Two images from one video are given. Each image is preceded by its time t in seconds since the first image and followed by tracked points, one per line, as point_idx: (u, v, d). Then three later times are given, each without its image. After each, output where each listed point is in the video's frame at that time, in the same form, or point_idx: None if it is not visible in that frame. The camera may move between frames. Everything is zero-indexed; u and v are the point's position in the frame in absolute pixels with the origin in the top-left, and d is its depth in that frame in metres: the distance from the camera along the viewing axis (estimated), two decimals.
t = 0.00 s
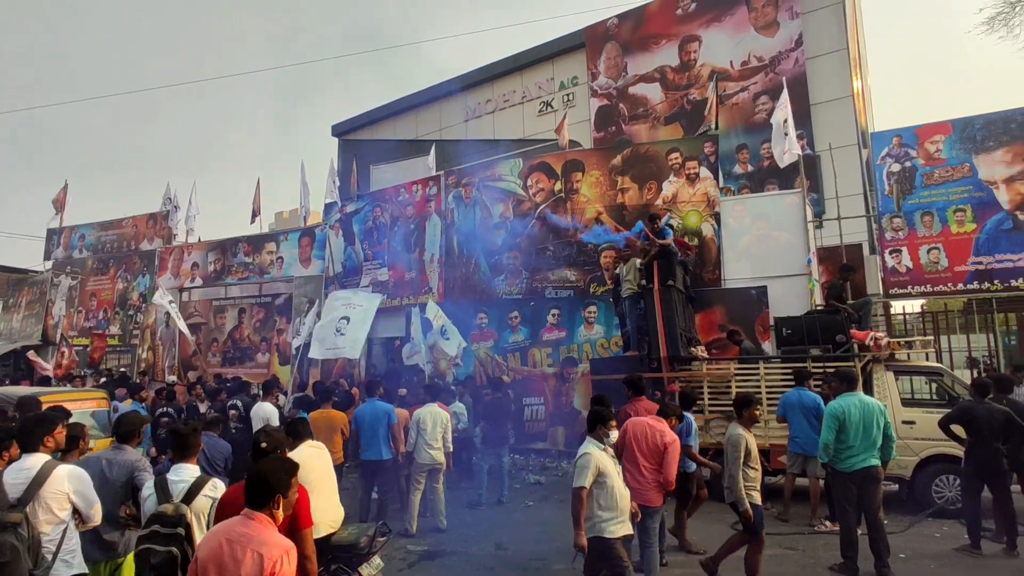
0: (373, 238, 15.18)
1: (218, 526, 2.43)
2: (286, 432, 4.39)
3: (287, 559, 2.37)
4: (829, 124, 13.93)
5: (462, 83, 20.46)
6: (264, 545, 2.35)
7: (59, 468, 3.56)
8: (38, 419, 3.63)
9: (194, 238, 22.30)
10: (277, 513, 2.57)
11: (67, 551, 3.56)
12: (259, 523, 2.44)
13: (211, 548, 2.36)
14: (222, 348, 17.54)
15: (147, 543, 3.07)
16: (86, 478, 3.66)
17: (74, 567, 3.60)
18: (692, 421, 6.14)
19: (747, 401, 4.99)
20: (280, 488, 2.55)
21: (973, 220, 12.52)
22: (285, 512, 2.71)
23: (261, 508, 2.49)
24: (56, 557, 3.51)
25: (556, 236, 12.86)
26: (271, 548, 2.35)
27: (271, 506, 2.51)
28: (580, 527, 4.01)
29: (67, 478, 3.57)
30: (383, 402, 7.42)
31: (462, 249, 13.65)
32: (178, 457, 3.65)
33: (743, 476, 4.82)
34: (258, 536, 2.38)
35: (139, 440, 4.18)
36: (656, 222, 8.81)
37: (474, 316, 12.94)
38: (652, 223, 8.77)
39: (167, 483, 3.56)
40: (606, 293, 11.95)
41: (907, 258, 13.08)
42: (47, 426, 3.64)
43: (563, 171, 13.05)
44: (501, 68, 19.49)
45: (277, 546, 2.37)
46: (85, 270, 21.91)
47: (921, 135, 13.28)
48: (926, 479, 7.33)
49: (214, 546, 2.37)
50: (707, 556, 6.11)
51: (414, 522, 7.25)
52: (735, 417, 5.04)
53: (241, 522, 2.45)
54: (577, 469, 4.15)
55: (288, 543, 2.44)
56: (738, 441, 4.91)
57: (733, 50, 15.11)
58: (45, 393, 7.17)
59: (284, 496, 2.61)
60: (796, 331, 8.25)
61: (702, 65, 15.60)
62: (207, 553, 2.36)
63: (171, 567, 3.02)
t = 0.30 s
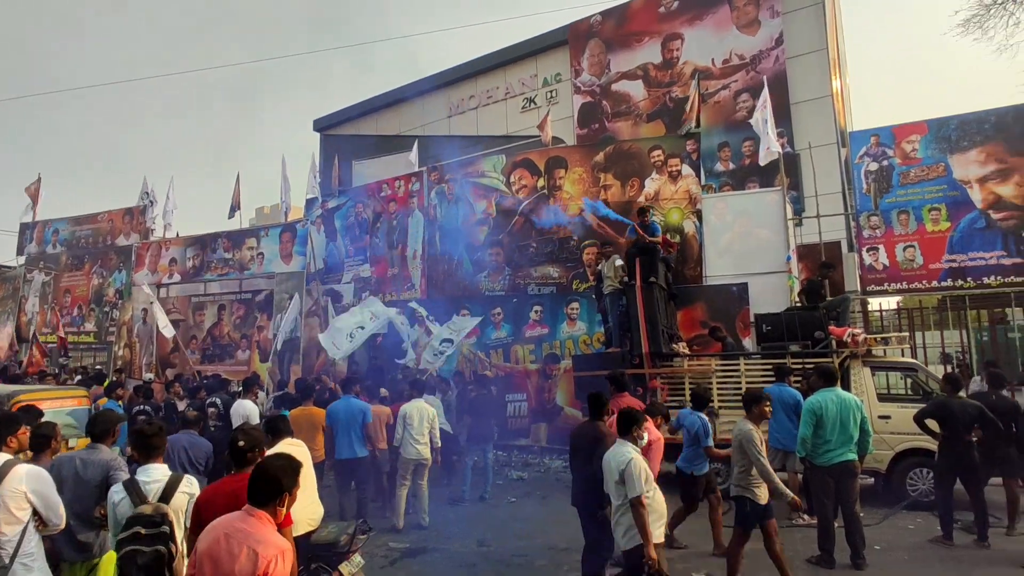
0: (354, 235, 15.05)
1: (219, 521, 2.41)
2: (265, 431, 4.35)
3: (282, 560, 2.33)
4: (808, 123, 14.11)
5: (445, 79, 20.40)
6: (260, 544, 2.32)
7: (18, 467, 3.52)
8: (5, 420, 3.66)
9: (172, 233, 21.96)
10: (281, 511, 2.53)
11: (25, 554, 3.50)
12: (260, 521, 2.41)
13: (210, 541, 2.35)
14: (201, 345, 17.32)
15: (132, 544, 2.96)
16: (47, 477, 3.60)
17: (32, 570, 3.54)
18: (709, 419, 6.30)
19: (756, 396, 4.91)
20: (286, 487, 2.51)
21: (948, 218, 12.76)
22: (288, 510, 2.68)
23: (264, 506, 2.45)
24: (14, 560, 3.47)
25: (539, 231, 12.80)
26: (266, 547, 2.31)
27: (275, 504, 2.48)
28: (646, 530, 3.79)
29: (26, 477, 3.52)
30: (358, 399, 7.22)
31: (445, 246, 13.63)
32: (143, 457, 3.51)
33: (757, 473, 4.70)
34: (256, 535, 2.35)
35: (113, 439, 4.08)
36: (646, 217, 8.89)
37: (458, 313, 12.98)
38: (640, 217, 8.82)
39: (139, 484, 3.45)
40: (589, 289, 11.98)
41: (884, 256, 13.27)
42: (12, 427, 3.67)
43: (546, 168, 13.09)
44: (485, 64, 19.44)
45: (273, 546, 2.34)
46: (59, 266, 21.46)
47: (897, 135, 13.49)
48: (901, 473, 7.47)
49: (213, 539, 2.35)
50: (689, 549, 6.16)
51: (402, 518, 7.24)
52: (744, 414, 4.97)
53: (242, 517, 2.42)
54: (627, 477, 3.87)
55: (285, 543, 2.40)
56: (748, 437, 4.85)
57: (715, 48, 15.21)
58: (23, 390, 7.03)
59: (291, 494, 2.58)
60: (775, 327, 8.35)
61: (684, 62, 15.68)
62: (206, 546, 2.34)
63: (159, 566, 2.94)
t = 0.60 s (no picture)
0: (345, 231, 15.00)
1: (216, 515, 2.41)
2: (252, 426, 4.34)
3: (275, 556, 2.32)
4: (798, 121, 14.19)
5: (436, 74, 20.32)
6: (253, 540, 2.30)
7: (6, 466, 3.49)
8: None
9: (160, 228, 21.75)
10: (277, 506, 2.52)
11: (14, 553, 3.45)
12: (254, 516, 2.39)
13: (205, 534, 2.34)
14: (190, 341, 17.19)
15: (118, 541, 2.92)
16: (36, 476, 3.57)
17: (20, 570, 3.49)
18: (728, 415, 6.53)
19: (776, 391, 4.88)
20: (283, 485, 2.51)
21: (935, 216, 12.87)
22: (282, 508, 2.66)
23: (259, 502, 2.44)
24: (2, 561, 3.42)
25: (531, 228, 12.81)
26: (258, 543, 2.30)
27: (270, 499, 2.46)
28: (737, 490, 3.72)
29: (15, 477, 3.49)
30: (343, 396, 7.16)
31: (435, 242, 13.59)
32: (124, 455, 3.47)
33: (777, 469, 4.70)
34: (251, 529, 2.34)
35: (101, 435, 4.05)
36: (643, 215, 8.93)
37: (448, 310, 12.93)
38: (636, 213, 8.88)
39: (122, 482, 3.40)
40: (580, 286, 11.98)
41: (872, 253, 13.33)
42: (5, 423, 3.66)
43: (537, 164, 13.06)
44: (476, 60, 19.38)
45: (265, 542, 2.32)
46: (44, 261, 21.20)
47: (886, 133, 13.59)
48: (888, 468, 7.55)
49: (208, 533, 2.35)
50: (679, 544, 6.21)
51: (393, 514, 7.24)
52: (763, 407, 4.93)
53: (237, 512, 2.41)
54: (685, 467, 3.80)
55: (279, 540, 2.39)
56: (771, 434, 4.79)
57: (707, 45, 15.25)
58: (18, 387, 6.95)
59: (288, 489, 2.57)
60: (765, 323, 8.44)
61: (676, 59, 15.71)
62: (201, 540, 2.34)
63: (149, 562, 2.91)
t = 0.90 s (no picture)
0: (341, 228, 14.98)
1: (204, 512, 2.41)
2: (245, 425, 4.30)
3: (263, 549, 2.32)
4: (794, 119, 14.22)
5: (432, 71, 20.27)
6: (239, 535, 2.30)
7: (12, 466, 3.47)
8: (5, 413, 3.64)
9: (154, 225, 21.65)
10: (262, 501, 2.52)
11: (15, 554, 3.43)
12: (241, 513, 2.39)
13: (193, 533, 2.34)
14: (185, 338, 17.13)
15: (118, 536, 2.92)
16: (41, 477, 3.56)
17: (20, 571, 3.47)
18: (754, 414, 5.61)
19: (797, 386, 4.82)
20: (267, 479, 2.50)
21: (930, 215, 12.90)
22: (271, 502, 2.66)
23: (244, 498, 2.43)
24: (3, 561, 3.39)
25: (527, 225, 12.82)
26: (245, 538, 2.30)
27: (256, 495, 2.46)
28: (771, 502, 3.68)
29: (21, 478, 3.46)
30: (335, 393, 7.13)
31: (432, 240, 13.58)
32: (111, 454, 3.43)
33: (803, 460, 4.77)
34: (237, 526, 2.34)
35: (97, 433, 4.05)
36: (643, 212, 8.88)
37: (444, 308, 12.95)
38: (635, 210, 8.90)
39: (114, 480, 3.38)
40: (576, 284, 12.00)
41: (867, 252, 13.32)
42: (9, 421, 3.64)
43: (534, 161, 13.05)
44: (473, 57, 19.35)
45: (253, 536, 2.32)
46: (38, 258, 21.07)
47: (881, 132, 13.61)
48: (882, 465, 7.58)
49: (196, 531, 2.35)
50: (675, 540, 6.24)
51: (389, 511, 7.25)
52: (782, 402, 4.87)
53: (223, 509, 2.41)
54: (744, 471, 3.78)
55: (266, 533, 2.39)
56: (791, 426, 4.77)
57: (703, 42, 15.25)
58: (21, 385, 6.94)
59: (271, 484, 2.56)
60: (760, 321, 8.48)
61: (672, 57, 15.72)
62: (189, 538, 2.34)
63: (152, 553, 2.94)
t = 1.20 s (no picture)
0: (339, 226, 14.95)
1: (189, 513, 2.40)
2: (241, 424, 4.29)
3: (250, 545, 2.32)
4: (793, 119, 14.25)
5: (430, 70, 20.26)
6: (225, 533, 2.30)
7: (10, 467, 3.46)
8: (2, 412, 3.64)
9: (151, 223, 21.60)
10: (248, 497, 2.52)
11: (12, 554, 3.43)
12: (227, 510, 2.39)
13: (180, 533, 2.34)
14: (182, 336, 17.11)
15: (121, 535, 2.93)
16: (40, 478, 3.55)
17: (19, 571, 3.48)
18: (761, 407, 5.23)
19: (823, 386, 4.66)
20: (251, 476, 2.50)
21: (927, 214, 12.91)
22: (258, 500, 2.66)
23: (229, 496, 2.43)
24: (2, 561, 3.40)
25: (525, 223, 13.00)
26: (232, 535, 2.30)
27: (241, 492, 2.46)
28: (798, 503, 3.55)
29: (18, 479, 3.45)
30: (332, 391, 7.10)
31: (430, 239, 13.61)
32: (106, 452, 3.41)
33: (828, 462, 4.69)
34: (224, 524, 2.34)
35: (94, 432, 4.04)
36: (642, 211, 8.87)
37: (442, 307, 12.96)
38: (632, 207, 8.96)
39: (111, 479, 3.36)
40: (575, 283, 12.02)
41: (865, 250, 13.32)
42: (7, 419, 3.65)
43: (533, 160, 13.11)
44: (471, 56, 19.33)
45: (241, 533, 2.32)
46: (35, 256, 21.03)
47: (879, 130, 13.62)
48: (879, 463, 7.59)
49: (182, 531, 2.34)
50: (673, 538, 6.24)
51: (387, 509, 7.26)
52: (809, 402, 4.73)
53: (209, 507, 2.40)
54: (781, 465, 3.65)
55: (253, 530, 2.40)
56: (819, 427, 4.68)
57: (702, 41, 15.25)
58: (29, 381, 6.98)
59: (257, 481, 2.56)
60: (758, 320, 8.51)
61: (671, 56, 15.72)
62: (176, 538, 2.33)
63: (155, 552, 2.95)
